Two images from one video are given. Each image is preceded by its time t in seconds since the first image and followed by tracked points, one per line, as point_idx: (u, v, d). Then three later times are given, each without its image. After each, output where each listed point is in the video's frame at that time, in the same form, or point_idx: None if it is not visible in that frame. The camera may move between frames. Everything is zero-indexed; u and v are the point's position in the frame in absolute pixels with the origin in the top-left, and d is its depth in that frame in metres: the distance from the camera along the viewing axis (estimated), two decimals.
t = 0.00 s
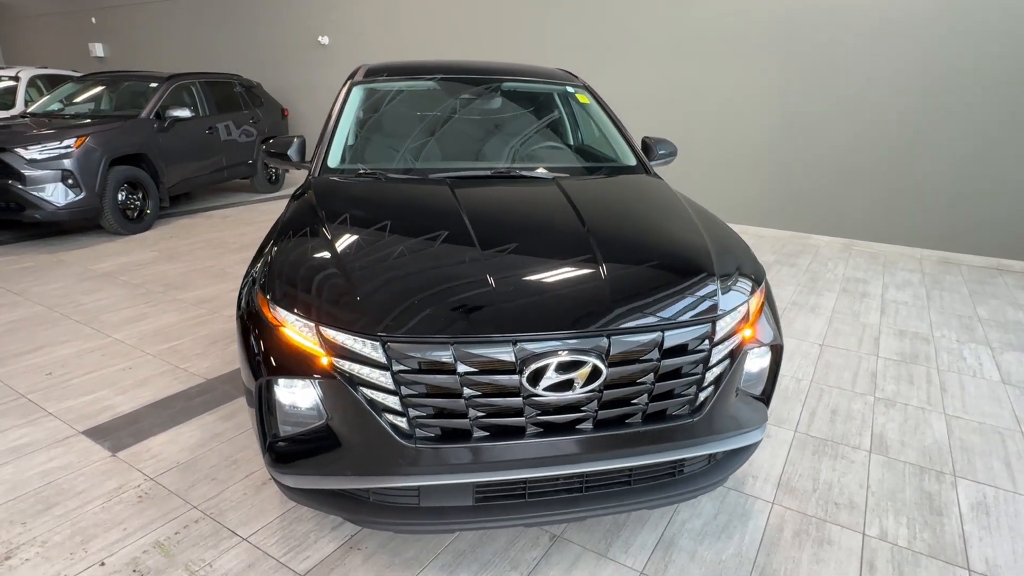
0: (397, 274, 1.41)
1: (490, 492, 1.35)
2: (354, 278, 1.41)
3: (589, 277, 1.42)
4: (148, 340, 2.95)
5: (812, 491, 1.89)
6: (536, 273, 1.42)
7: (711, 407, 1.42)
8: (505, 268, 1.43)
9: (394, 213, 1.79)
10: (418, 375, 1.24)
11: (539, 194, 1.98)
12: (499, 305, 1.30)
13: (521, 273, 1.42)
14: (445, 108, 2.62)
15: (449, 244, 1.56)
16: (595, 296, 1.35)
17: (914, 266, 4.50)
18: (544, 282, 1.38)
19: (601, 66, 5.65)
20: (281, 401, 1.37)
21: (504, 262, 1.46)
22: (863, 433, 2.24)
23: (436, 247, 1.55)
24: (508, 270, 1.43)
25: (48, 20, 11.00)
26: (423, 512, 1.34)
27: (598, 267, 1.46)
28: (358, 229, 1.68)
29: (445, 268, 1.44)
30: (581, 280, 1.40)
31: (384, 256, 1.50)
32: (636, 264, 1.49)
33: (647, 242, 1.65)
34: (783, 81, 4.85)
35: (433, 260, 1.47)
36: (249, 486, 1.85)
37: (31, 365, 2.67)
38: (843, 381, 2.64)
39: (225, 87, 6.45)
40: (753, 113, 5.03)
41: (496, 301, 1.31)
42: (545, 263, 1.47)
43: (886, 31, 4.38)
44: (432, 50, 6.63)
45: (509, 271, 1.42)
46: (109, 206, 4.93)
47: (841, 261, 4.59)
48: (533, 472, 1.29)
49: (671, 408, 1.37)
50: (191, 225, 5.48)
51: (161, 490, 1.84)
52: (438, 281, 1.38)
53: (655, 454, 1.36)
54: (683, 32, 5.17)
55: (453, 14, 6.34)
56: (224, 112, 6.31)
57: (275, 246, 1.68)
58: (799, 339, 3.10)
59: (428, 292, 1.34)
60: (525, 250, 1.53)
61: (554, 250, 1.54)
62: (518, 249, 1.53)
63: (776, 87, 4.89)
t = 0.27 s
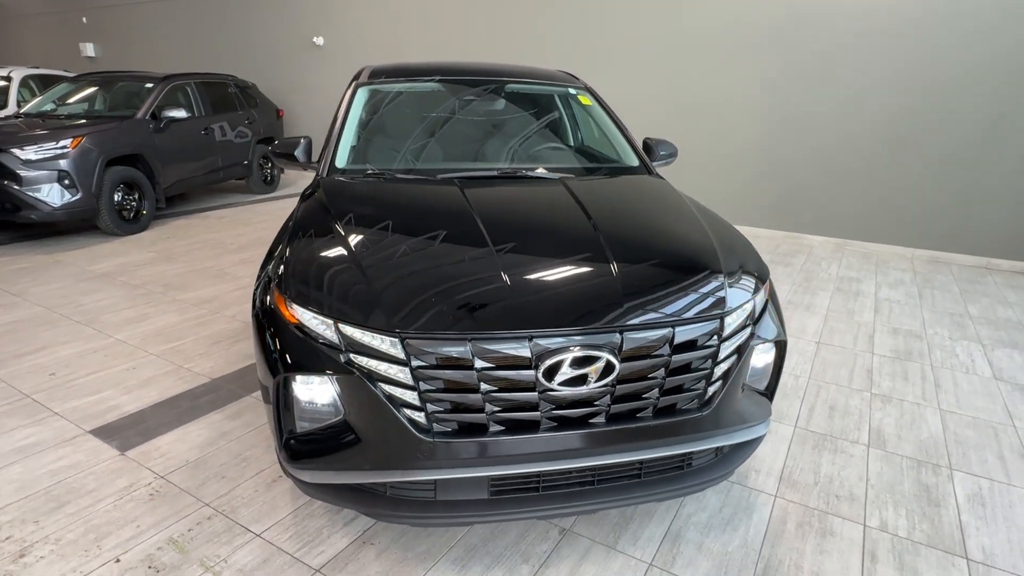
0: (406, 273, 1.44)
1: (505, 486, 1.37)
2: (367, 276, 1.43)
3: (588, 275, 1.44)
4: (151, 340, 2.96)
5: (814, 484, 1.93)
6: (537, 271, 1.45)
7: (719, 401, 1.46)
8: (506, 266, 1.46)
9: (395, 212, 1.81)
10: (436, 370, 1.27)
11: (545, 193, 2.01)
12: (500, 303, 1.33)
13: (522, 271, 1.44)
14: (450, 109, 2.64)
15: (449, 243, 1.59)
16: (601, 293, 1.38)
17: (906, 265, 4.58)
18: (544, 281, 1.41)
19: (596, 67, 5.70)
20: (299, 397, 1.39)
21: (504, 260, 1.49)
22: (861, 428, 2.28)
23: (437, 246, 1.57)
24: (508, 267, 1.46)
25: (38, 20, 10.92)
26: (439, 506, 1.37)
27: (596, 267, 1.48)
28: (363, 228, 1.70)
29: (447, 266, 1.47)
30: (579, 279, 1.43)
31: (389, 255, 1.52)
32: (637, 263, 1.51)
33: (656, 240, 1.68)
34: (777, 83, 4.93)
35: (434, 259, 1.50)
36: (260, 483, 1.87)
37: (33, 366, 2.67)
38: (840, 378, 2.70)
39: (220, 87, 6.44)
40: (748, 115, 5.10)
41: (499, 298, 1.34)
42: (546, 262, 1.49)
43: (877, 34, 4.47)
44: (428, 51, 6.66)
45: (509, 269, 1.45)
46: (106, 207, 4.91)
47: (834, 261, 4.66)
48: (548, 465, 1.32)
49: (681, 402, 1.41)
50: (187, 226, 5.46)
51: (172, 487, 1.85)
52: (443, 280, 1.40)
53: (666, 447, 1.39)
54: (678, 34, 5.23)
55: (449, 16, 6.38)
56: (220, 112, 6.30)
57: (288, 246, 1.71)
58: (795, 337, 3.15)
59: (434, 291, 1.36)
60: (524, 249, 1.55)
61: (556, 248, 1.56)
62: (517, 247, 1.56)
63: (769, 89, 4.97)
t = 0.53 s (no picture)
0: (412, 271, 1.46)
1: (517, 480, 1.40)
2: (377, 274, 1.46)
3: (587, 274, 1.47)
4: (153, 340, 2.96)
5: (814, 478, 1.97)
6: (538, 269, 1.47)
7: (724, 396, 1.50)
8: (506, 265, 1.48)
9: (397, 213, 1.84)
10: (451, 366, 1.30)
11: (549, 193, 2.04)
12: (501, 301, 1.36)
13: (522, 269, 1.47)
14: (454, 110, 2.67)
15: (449, 243, 1.61)
16: (605, 290, 1.41)
17: (897, 264, 4.65)
18: (544, 279, 1.44)
19: (593, 69, 5.75)
20: (315, 394, 1.42)
21: (503, 260, 1.51)
22: (858, 423, 2.33)
23: (437, 245, 1.60)
24: (509, 266, 1.49)
25: (29, 20, 10.84)
26: (453, 500, 1.39)
27: (595, 266, 1.50)
28: (367, 229, 1.72)
29: (449, 265, 1.49)
30: (578, 278, 1.45)
31: (391, 254, 1.55)
32: (636, 262, 1.54)
33: (662, 239, 1.71)
34: (770, 86, 4.99)
35: (436, 258, 1.52)
36: (270, 481, 1.88)
37: (36, 366, 2.67)
38: (837, 375, 2.75)
39: (215, 88, 6.43)
40: (743, 116, 5.15)
41: (503, 296, 1.37)
42: (546, 260, 1.51)
43: (868, 37, 4.54)
44: (423, 52, 6.68)
45: (511, 268, 1.47)
46: (102, 208, 4.90)
47: (827, 261, 4.73)
48: (559, 459, 1.35)
49: (688, 397, 1.44)
50: (184, 227, 5.45)
51: (181, 486, 1.87)
52: (446, 279, 1.43)
53: (674, 441, 1.43)
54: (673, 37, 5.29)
55: (445, 18, 6.41)
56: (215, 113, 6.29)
57: (298, 245, 1.73)
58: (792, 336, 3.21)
59: (438, 290, 1.39)
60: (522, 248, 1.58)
61: (558, 248, 1.59)
62: (515, 246, 1.59)
63: (762, 91, 5.03)
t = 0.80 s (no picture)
0: (414, 269, 1.47)
1: (525, 475, 1.41)
2: (381, 272, 1.47)
3: (584, 271, 1.47)
4: (150, 340, 2.95)
5: (813, 472, 2.00)
6: (533, 267, 1.48)
7: (728, 391, 1.52)
8: (503, 263, 1.49)
9: (394, 211, 1.84)
10: (460, 363, 1.31)
11: (552, 191, 2.05)
12: (502, 299, 1.37)
13: (520, 267, 1.48)
14: (454, 109, 2.67)
15: (447, 241, 1.62)
16: (607, 286, 1.43)
17: (889, 262, 4.70)
18: (543, 277, 1.45)
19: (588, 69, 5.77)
20: (324, 391, 1.42)
21: (501, 258, 1.52)
22: (855, 419, 2.37)
23: (435, 243, 1.60)
24: (508, 264, 1.50)
25: (16, 17, 10.72)
26: (461, 496, 1.40)
27: (593, 264, 1.51)
28: (369, 228, 1.72)
29: (451, 263, 1.50)
30: (574, 275, 1.45)
31: (390, 253, 1.55)
32: (634, 260, 1.55)
33: (666, 237, 1.73)
34: (763, 85, 5.04)
35: (435, 256, 1.53)
36: (274, 479, 1.89)
37: (33, 366, 2.65)
38: (832, 371, 2.79)
39: (208, 86, 6.39)
40: (737, 115, 5.20)
41: (505, 293, 1.38)
42: (544, 259, 1.52)
43: (860, 37, 4.59)
44: (418, 51, 6.69)
45: (514, 266, 1.48)
46: (95, 208, 4.86)
47: (820, 259, 4.78)
48: (567, 454, 1.37)
49: (693, 392, 1.46)
50: (177, 227, 5.42)
51: (185, 485, 1.86)
52: (447, 277, 1.44)
53: (678, 436, 1.45)
54: (667, 36, 5.32)
55: (440, 17, 6.41)
56: (208, 111, 6.25)
57: (303, 245, 1.73)
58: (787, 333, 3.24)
59: (440, 288, 1.39)
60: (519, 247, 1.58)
61: (561, 246, 1.60)
62: (509, 245, 1.60)
63: (756, 91, 5.08)
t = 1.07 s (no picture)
0: (415, 269, 1.46)
1: (533, 474, 1.41)
2: (385, 272, 1.46)
3: (584, 270, 1.46)
4: (148, 341, 2.92)
5: (816, 469, 2.01)
6: (532, 266, 1.47)
7: (735, 389, 1.52)
8: (501, 262, 1.49)
9: (393, 210, 1.84)
10: (468, 363, 1.30)
11: (555, 190, 2.05)
12: (503, 299, 1.36)
13: (517, 266, 1.47)
14: (455, 108, 2.66)
15: (445, 240, 1.61)
16: (605, 283, 1.43)
17: (885, 260, 4.73)
18: (544, 275, 1.44)
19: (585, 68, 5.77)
20: (330, 392, 1.42)
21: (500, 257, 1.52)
22: (855, 415, 2.38)
23: (434, 243, 1.59)
24: (508, 263, 1.49)
25: (4, 17, 10.60)
26: (470, 496, 1.40)
27: (591, 263, 1.50)
28: (370, 228, 1.71)
29: (453, 262, 1.49)
30: (574, 274, 1.45)
31: (390, 253, 1.54)
32: (630, 259, 1.53)
33: (671, 235, 1.72)
34: (758, 85, 5.07)
35: (435, 255, 1.52)
36: (277, 480, 1.87)
37: (29, 368, 2.62)
38: (832, 368, 2.80)
39: (202, 86, 6.35)
40: (734, 114, 5.21)
41: (507, 293, 1.37)
42: (542, 258, 1.52)
43: (854, 36, 4.62)
44: (414, 51, 6.68)
45: (516, 265, 1.48)
46: (89, 208, 4.81)
47: (817, 257, 4.80)
48: (575, 453, 1.36)
49: (701, 390, 1.46)
50: (172, 227, 5.38)
51: (187, 487, 1.85)
52: (448, 277, 1.43)
53: (686, 434, 1.45)
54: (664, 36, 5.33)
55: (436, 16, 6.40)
56: (202, 111, 6.21)
57: (307, 245, 1.72)
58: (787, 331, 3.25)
59: (441, 288, 1.39)
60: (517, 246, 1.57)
61: (564, 244, 1.60)
62: (505, 244, 1.59)
63: (752, 89, 5.10)
